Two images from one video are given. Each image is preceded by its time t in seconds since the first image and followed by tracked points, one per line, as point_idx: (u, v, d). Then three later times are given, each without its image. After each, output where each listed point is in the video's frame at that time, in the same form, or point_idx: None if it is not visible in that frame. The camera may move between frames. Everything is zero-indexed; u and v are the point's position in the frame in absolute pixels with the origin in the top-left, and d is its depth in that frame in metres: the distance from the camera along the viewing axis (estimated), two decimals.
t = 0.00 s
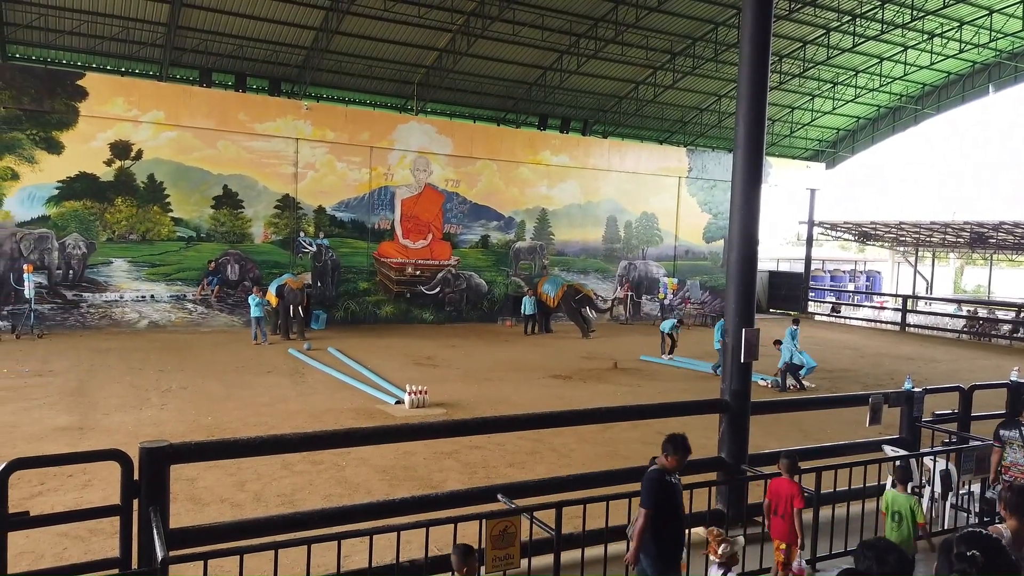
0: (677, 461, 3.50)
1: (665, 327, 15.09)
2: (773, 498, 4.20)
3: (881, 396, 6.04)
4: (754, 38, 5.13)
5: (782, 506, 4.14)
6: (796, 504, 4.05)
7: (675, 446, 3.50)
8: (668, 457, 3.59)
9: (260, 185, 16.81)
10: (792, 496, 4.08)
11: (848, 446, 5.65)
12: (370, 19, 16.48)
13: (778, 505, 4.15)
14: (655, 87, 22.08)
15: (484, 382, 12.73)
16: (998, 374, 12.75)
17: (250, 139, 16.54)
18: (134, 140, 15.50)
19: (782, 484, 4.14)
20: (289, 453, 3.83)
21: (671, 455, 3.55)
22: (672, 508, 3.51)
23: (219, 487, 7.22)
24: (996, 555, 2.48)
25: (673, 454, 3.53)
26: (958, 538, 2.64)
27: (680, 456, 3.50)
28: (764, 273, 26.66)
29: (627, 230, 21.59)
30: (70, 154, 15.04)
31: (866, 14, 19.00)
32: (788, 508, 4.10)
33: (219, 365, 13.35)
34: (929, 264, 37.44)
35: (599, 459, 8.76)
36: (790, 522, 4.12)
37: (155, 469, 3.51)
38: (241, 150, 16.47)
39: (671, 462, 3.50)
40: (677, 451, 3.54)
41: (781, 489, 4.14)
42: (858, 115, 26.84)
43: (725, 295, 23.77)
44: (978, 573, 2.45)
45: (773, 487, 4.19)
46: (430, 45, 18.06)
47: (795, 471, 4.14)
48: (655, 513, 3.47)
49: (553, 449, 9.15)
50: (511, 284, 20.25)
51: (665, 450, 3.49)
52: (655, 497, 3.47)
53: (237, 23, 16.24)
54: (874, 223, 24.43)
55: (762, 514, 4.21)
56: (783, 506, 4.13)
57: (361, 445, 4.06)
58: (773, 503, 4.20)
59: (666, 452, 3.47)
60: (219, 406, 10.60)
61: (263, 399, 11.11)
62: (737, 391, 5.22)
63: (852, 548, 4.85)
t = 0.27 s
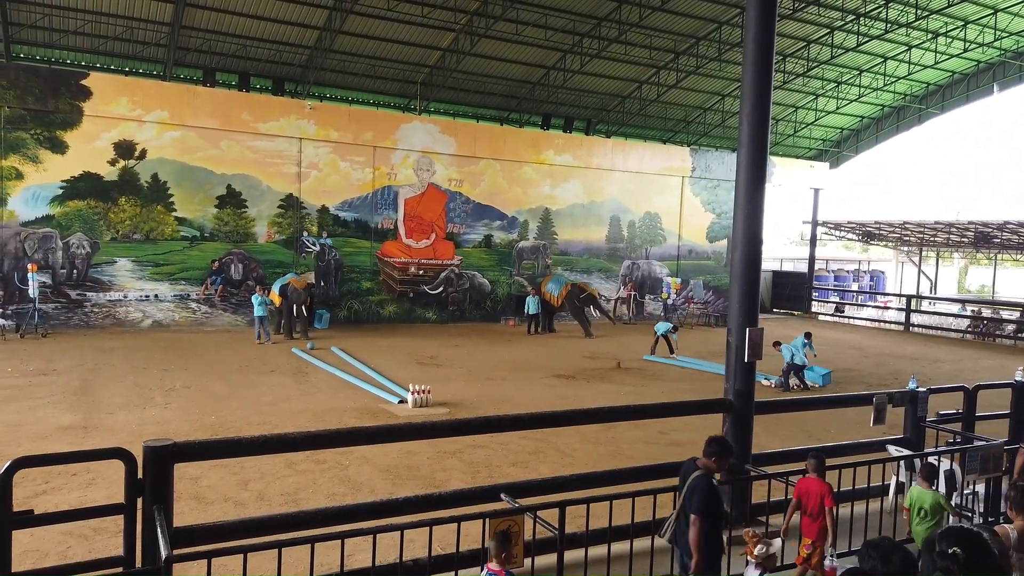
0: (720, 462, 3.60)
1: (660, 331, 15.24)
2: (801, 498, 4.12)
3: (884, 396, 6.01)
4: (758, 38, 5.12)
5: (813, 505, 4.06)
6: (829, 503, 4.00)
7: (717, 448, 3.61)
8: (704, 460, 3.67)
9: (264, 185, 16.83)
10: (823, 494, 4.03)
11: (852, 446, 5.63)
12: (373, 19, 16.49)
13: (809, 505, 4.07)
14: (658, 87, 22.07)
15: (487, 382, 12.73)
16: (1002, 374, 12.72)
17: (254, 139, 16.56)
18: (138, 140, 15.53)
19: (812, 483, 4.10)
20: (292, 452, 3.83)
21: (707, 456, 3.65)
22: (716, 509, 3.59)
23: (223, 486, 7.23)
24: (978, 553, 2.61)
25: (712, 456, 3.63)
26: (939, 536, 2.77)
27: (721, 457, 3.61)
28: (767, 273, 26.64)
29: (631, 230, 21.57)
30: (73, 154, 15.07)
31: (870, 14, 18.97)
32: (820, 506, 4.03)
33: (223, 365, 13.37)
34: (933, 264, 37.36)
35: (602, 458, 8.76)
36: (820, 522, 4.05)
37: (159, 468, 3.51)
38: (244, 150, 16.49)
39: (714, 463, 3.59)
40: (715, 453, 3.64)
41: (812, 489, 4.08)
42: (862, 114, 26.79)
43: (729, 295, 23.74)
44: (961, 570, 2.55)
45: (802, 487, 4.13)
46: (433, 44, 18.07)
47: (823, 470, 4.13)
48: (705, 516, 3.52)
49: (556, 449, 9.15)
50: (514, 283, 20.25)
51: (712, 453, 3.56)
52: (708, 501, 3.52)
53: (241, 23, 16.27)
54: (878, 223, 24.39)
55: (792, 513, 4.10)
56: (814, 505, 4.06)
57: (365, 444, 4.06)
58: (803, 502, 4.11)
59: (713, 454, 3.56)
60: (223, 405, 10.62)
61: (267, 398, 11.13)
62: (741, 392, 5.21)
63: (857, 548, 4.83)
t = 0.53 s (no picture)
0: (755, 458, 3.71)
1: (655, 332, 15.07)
2: (827, 488, 4.26)
3: (888, 395, 5.99)
4: (762, 37, 5.11)
5: (837, 496, 4.18)
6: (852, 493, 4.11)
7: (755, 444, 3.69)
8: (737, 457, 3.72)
9: (266, 183, 16.84)
10: (847, 486, 4.12)
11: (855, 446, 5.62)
12: (376, 18, 16.50)
13: (834, 496, 4.18)
14: (661, 86, 22.05)
15: (490, 381, 12.72)
16: (1005, 374, 12.69)
17: (257, 138, 16.58)
18: (141, 139, 15.55)
19: (837, 475, 4.20)
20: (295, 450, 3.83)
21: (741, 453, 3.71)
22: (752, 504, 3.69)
23: (225, 484, 7.24)
24: (968, 548, 2.42)
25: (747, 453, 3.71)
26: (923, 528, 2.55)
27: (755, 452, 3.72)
28: (770, 272, 26.62)
29: (633, 229, 21.56)
30: (76, 152, 15.08)
31: (873, 13, 18.94)
32: (844, 497, 4.14)
33: (226, 363, 13.38)
34: (936, 263, 37.30)
35: (605, 457, 8.76)
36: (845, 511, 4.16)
37: (162, 467, 3.51)
38: (247, 149, 16.51)
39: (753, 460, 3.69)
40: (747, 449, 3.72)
41: (836, 480, 4.20)
42: (865, 113, 26.75)
43: (731, 294, 23.73)
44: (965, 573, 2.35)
45: (828, 479, 4.24)
46: (436, 43, 18.08)
47: (850, 462, 4.20)
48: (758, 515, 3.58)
49: (558, 448, 9.15)
50: (517, 283, 20.25)
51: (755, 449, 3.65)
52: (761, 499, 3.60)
53: (244, 22, 16.29)
54: (881, 222, 24.35)
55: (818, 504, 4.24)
56: (838, 495, 4.18)
57: (368, 443, 4.06)
58: (828, 493, 4.25)
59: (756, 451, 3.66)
60: (226, 404, 10.63)
61: (270, 397, 11.14)
62: (744, 391, 5.19)
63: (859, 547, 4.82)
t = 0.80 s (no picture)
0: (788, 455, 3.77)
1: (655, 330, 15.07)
2: (861, 486, 4.35)
3: (892, 395, 5.97)
4: (767, 36, 5.10)
5: (870, 494, 4.27)
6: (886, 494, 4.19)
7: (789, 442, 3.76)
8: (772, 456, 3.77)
9: (270, 182, 16.85)
10: (882, 485, 4.21)
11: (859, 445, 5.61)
12: (380, 16, 16.51)
13: (869, 496, 4.27)
14: (665, 85, 22.02)
15: (493, 380, 12.72)
16: (1011, 374, 12.66)
17: (260, 136, 16.59)
18: (146, 137, 15.58)
19: (872, 474, 4.28)
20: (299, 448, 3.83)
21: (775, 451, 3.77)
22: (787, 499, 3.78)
23: (230, 482, 7.25)
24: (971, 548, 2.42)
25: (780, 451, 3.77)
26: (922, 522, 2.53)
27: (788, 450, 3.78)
28: (774, 271, 26.61)
29: (637, 228, 21.54)
30: (80, 151, 15.11)
31: (878, 11, 18.89)
32: (878, 496, 4.24)
33: (230, 361, 13.40)
34: (941, 262, 37.21)
35: (608, 456, 8.76)
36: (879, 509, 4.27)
37: (166, 464, 3.51)
38: (251, 147, 16.53)
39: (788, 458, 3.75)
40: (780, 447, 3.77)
41: (871, 481, 4.28)
42: (869, 112, 26.69)
43: (735, 293, 23.71)
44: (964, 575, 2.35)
45: (863, 477, 4.32)
46: (440, 42, 18.08)
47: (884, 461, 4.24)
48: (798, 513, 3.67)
49: (562, 446, 9.15)
50: (520, 281, 20.26)
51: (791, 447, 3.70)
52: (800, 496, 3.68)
53: (248, 21, 16.31)
54: (886, 221, 24.29)
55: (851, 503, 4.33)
56: (872, 494, 4.27)
57: (372, 441, 4.06)
58: (862, 491, 4.34)
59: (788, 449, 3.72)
60: (230, 402, 10.65)
61: (274, 395, 11.16)
62: (748, 390, 5.17)
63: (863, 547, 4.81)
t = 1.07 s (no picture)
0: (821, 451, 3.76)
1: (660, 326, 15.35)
2: (893, 483, 4.50)
3: (899, 395, 5.93)
4: (773, 34, 5.09)
5: (902, 490, 4.42)
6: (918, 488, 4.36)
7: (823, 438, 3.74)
8: (806, 452, 3.74)
9: (276, 180, 16.88)
10: (913, 480, 4.37)
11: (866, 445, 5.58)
12: (385, 15, 16.52)
13: (900, 492, 4.43)
14: (671, 83, 21.98)
15: (499, 378, 12.73)
16: (1019, 374, 12.59)
17: (266, 135, 16.62)
18: (152, 136, 15.64)
19: (903, 470, 4.44)
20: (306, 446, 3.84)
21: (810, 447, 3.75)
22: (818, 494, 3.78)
23: (236, 480, 7.27)
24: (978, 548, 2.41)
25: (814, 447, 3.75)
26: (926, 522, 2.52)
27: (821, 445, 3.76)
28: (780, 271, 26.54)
29: (642, 227, 21.51)
30: (87, 150, 15.17)
31: (885, 10, 18.82)
32: (909, 491, 4.39)
33: (236, 360, 13.44)
34: (948, 262, 37.05)
35: (614, 455, 8.76)
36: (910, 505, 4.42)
37: (173, 461, 3.51)
38: (257, 146, 16.57)
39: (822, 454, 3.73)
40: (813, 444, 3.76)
41: (903, 476, 4.44)
42: (876, 111, 26.60)
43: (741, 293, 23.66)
44: None
45: (892, 474, 4.48)
46: (446, 41, 18.09)
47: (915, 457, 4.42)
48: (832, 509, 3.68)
49: (567, 445, 9.16)
50: (526, 280, 20.26)
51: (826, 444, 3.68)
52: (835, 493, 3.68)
53: (255, 20, 16.35)
54: (892, 220, 24.19)
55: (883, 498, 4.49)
56: (903, 490, 4.42)
57: (379, 439, 4.06)
58: (894, 488, 4.49)
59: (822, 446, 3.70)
60: (236, 400, 10.69)
61: (280, 393, 11.19)
62: (754, 389, 5.14)
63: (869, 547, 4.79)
